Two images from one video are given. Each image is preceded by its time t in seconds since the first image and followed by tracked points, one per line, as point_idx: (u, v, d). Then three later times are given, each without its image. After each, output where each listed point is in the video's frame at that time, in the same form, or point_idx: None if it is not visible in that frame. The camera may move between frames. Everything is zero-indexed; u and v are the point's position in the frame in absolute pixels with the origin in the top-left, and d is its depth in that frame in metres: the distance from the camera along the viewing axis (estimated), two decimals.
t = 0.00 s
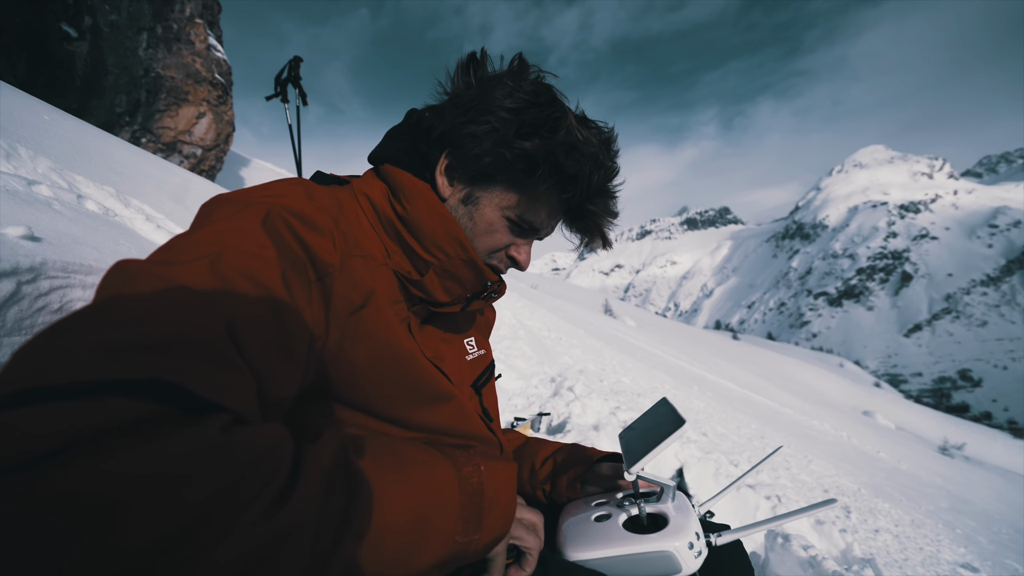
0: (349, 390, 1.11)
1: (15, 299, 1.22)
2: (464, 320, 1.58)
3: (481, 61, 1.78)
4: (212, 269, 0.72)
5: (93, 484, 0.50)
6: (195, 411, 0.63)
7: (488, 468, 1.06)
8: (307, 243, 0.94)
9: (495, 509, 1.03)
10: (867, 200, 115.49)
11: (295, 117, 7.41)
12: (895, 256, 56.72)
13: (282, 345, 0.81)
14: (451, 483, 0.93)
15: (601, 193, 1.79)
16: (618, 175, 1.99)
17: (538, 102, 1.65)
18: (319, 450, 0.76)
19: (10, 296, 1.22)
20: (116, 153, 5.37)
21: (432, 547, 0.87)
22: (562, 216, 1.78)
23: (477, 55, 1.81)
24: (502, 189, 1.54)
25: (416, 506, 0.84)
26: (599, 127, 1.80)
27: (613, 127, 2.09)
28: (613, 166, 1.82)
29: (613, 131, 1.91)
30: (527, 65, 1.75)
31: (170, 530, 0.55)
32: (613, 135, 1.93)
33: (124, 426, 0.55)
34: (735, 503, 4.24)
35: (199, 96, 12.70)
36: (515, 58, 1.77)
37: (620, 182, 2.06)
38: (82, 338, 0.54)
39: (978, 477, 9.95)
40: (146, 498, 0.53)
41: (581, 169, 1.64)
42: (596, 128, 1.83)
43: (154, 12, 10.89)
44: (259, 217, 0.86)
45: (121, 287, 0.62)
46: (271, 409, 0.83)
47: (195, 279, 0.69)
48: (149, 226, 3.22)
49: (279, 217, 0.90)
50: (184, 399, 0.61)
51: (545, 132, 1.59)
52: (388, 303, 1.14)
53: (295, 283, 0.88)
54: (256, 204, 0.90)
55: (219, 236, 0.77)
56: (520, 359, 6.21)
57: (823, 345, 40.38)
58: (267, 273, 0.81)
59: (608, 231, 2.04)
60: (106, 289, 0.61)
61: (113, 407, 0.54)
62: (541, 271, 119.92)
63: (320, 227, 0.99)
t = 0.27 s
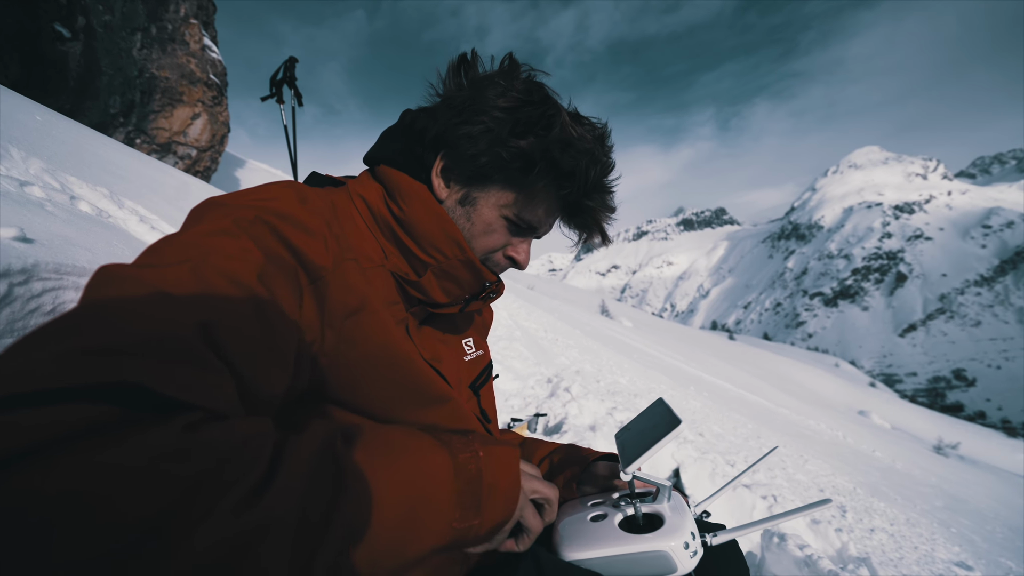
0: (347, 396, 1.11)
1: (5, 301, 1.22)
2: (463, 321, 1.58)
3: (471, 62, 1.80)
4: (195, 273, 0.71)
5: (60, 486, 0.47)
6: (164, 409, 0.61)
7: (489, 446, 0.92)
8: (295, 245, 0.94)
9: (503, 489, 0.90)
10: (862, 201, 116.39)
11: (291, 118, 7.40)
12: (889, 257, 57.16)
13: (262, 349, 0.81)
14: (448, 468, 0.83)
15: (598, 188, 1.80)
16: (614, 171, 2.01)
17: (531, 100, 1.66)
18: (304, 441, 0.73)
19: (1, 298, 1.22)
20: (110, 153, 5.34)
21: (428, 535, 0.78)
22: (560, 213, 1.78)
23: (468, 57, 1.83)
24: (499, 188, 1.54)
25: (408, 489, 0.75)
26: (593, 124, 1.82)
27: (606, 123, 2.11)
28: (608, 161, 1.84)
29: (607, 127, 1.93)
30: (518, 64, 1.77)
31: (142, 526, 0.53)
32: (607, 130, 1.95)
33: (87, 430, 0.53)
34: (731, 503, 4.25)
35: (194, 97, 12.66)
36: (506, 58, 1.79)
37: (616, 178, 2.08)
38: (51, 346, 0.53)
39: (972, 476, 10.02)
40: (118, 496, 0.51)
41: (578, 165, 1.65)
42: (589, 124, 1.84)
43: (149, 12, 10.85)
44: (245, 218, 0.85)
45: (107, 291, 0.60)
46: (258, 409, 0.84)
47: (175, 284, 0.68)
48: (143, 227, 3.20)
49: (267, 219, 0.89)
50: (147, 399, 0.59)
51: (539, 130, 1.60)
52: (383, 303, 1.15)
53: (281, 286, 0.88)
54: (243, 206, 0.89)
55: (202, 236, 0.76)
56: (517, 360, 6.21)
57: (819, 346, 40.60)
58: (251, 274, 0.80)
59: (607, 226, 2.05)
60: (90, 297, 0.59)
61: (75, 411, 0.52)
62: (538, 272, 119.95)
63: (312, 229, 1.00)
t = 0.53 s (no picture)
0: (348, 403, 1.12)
1: None
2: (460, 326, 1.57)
3: (454, 63, 1.82)
4: (195, 241, 0.77)
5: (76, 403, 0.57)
6: (157, 318, 0.67)
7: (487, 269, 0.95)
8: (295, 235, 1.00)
9: (510, 303, 0.93)
10: (857, 200, 117.05)
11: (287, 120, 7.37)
12: (885, 256, 57.47)
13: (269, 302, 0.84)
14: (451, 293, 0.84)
15: (596, 174, 1.80)
16: (609, 158, 2.01)
17: (519, 93, 1.68)
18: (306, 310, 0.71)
19: None
20: (104, 155, 5.32)
21: (456, 359, 0.78)
22: (561, 204, 1.78)
23: (451, 58, 1.85)
24: (496, 183, 1.55)
25: (418, 313, 0.75)
26: (584, 112, 1.83)
27: (598, 112, 2.12)
28: (603, 147, 1.84)
29: (598, 114, 1.94)
30: (502, 60, 1.79)
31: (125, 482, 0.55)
32: (599, 118, 1.95)
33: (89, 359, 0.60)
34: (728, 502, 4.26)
35: (189, 98, 12.62)
36: (489, 55, 1.80)
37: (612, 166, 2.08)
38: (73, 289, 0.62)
39: (968, 474, 10.09)
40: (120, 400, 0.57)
41: (573, 152, 1.65)
42: (580, 112, 1.86)
43: (143, 13, 10.81)
44: (236, 207, 0.91)
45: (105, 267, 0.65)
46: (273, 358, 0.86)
47: (173, 254, 0.73)
48: (138, 229, 3.19)
49: (262, 209, 0.96)
50: (157, 310, 0.67)
51: (530, 122, 1.62)
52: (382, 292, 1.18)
53: (282, 262, 0.94)
54: (239, 197, 0.95)
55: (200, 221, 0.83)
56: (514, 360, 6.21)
57: (816, 345, 40.73)
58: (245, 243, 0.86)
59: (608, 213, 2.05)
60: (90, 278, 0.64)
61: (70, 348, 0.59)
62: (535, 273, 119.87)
63: (306, 217, 1.05)
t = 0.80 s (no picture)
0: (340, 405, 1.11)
1: None
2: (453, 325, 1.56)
3: (452, 62, 1.83)
4: (202, 207, 0.80)
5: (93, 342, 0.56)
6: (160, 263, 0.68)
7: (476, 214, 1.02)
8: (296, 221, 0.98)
9: (499, 233, 1.02)
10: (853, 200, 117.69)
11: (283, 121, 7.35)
12: (881, 255, 57.81)
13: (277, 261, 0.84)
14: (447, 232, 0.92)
15: (591, 178, 1.80)
16: (606, 162, 2.02)
17: (516, 95, 1.68)
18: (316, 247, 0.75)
19: None
20: (98, 156, 5.29)
21: (461, 274, 0.86)
22: (555, 207, 1.79)
23: (448, 57, 1.86)
24: (490, 185, 1.57)
25: (415, 245, 0.82)
26: (581, 115, 1.84)
27: (595, 115, 2.12)
28: (599, 151, 1.85)
29: (595, 118, 1.95)
30: (499, 61, 1.79)
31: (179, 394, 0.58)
32: (596, 121, 1.96)
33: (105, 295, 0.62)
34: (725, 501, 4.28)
35: (184, 99, 12.57)
36: (487, 55, 1.81)
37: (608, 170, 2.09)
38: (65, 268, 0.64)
39: (964, 471, 10.15)
40: (139, 328, 0.58)
41: (568, 156, 1.65)
42: (577, 115, 1.86)
43: (137, 14, 10.75)
44: (238, 192, 0.94)
45: (119, 232, 0.69)
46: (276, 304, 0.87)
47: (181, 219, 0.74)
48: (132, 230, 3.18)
49: (264, 196, 0.97)
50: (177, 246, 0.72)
51: (527, 124, 1.62)
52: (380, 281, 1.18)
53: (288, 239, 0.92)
54: (242, 185, 0.97)
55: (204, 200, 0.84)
56: (511, 360, 6.22)
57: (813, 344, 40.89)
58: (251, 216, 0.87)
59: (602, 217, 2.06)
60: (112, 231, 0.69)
61: (89, 287, 0.61)
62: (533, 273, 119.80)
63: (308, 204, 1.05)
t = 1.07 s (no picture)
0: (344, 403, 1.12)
1: None
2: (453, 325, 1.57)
3: (454, 65, 1.84)
4: (204, 210, 0.80)
5: (89, 343, 0.56)
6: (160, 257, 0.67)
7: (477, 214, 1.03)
8: (296, 221, 0.97)
9: (498, 232, 1.03)
10: (850, 200, 118.19)
11: (280, 122, 7.44)
12: (878, 254, 58.05)
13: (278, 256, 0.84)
14: (448, 230, 0.92)
15: (591, 182, 1.81)
16: (605, 167, 2.03)
17: (517, 99, 1.69)
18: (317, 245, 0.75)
19: None
20: (96, 158, 5.29)
21: (460, 272, 0.86)
22: (555, 210, 1.80)
23: (450, 60, 1.87)
24: (492, 189, 1.57)
25: (416, 243, 0.83)
26: (581, 119, 1.85)
27: (594, 119, 2.14)
28: (599, 156, 1.86)
29: (595, 122, 1.96)
30: (501, 64, 1.80)
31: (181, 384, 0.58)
32: (595, 126, 1.98)
33: (106, 289, 0.62)
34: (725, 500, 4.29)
35: (182, 101, 12.55)
36: (488, 58, 1.82)
37: (608, 174, 2.10)
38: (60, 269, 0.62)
39: (961, 470, 10.19)
40: (138, 324, 0.58)
41: (569, 160, 1.66)
42: (577, 119, 1.87)
43: (134, 16, 10.75)
44: (239, 193, 0.94)
45: (122, 230, 0.69)
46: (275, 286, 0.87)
47: (181, 217, 0.75)
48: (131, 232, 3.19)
49: (267, 197, 0.97)
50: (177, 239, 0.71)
51: (528, 128, 1.63)
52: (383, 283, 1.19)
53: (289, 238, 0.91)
54: (245, 186, 0.97)
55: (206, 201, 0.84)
56: (510, 361, 6.23)
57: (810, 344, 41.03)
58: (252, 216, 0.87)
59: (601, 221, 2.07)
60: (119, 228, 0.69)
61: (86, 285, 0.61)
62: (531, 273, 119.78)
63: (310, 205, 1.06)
